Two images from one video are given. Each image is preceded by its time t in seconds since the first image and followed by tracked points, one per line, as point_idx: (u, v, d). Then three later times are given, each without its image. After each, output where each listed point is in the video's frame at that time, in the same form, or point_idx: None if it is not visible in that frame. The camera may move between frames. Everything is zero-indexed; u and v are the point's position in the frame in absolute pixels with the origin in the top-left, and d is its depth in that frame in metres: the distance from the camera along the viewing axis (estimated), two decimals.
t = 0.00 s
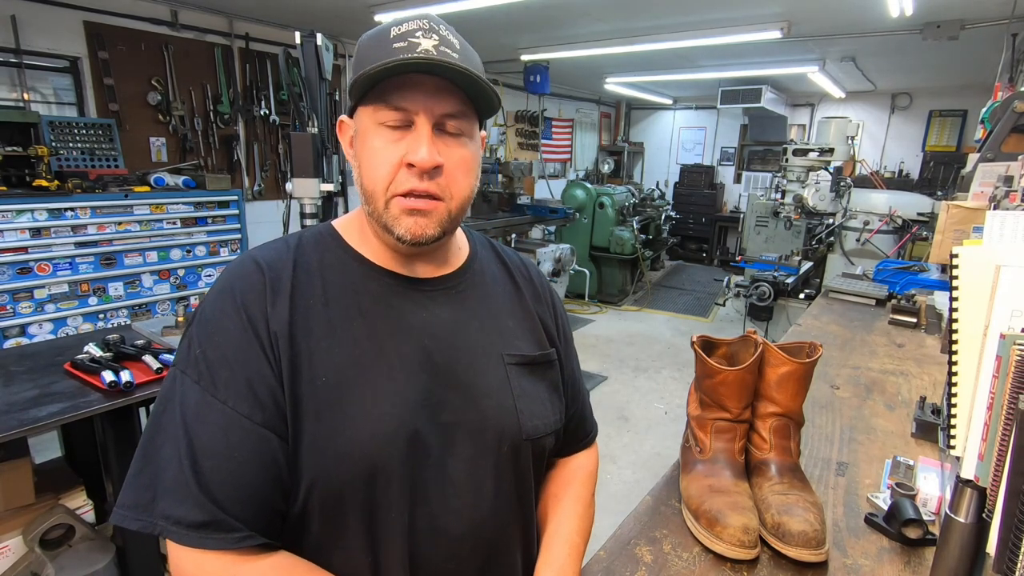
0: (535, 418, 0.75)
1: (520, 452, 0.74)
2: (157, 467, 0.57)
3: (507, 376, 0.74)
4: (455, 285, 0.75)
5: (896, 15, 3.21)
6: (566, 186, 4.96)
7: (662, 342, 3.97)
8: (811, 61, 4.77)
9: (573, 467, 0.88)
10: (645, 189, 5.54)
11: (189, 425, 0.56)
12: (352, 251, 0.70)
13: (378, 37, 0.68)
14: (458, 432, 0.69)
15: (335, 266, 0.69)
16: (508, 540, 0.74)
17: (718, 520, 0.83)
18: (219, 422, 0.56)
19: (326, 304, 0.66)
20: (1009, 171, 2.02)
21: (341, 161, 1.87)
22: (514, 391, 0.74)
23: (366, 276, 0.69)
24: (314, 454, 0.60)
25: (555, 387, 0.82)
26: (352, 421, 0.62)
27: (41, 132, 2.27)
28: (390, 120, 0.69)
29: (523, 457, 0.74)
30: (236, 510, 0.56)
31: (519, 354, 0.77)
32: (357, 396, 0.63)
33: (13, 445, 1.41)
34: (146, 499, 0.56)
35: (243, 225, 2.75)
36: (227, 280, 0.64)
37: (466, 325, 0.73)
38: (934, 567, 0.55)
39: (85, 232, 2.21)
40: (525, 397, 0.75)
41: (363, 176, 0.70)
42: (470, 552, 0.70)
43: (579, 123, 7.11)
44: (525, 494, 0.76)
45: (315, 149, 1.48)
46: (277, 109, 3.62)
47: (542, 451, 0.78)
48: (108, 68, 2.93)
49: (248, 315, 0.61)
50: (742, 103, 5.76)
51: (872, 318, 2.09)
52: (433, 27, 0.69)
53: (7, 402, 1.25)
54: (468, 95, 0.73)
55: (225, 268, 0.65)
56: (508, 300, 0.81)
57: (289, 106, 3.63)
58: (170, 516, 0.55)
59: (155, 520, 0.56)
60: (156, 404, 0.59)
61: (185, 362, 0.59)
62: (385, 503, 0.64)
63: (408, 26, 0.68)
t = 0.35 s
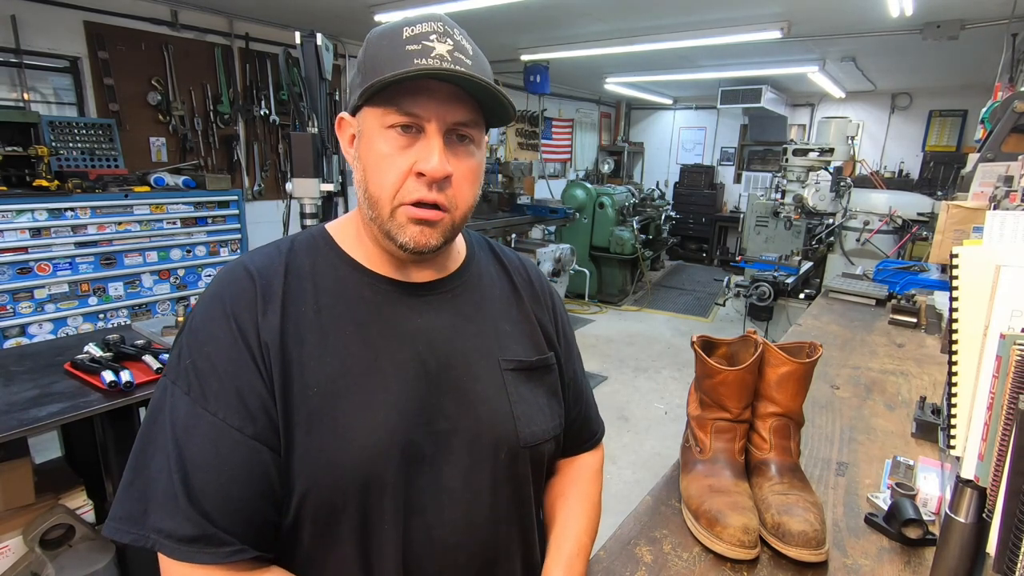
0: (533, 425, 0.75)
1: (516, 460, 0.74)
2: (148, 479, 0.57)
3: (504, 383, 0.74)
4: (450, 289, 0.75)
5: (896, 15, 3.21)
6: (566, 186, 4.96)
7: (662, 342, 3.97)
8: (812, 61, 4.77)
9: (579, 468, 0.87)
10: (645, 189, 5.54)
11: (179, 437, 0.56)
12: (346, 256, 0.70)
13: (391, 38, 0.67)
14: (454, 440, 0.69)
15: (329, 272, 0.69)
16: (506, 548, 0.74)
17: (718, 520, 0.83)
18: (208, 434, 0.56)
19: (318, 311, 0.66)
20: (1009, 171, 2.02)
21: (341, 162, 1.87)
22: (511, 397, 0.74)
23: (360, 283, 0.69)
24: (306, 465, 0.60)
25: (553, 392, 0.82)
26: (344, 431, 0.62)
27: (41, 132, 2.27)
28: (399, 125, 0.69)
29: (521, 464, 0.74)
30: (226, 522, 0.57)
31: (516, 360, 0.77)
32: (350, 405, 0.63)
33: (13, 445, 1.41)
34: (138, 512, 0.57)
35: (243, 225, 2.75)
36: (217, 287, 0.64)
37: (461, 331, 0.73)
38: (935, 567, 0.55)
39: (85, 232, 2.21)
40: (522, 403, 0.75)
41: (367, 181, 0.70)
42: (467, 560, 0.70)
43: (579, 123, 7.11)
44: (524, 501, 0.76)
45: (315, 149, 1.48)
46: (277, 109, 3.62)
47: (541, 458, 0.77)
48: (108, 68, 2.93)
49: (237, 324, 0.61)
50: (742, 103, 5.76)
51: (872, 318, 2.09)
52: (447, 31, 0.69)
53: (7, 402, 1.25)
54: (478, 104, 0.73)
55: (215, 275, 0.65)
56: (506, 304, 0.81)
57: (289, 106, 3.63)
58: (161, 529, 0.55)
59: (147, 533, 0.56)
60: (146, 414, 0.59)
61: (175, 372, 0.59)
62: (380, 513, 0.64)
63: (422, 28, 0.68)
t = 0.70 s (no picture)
0: (533, 426, 0.75)
1: (518, 462, 0.74)
2: (148, 483, 0.57)
3: (504, 384, 0.74)
4: (450, 291, 0.75)
5: (896, 15, 3.21)
6: (566, 186, 4.96)
7: (662, 342, 3.98)
8: (812, 61, 4.77)
9: (576, 466, 0.88)
10: (645, 189, 5.54)
11: (179, 442, 0.56)
12: (346, 257, 0.70)
13: (400, 42, 0.67)
14: (455, 443, 0.69)
15: (330, 275, 0.69)
16: (507, 551, 0.74)
17: (719, 520, 0.83)
18: (209, 440, 0.56)
19: (319, 314, 0.66)
20: (1009, 171, 2.02)
21: (342, 161, 1.87)
22: (512, 398, 0.74)
23: (359, 285, 0.69)
24: (307, 469, 0.60)
25: (553, 393, 0.82)
26: (345, 434, 0.62)
27: (41, 132, 2.27)
28: (404, 130, 0.69)
29: (522, 466, 0.74)
30: (226, 527, 0.57)
31: (516, 362, 0.77)
32: (351, 408, 0.63)
33: (13, 444, 1.41)
34: (136, 517, 0.56)
35: (243, 225, 2.75)
36: (217, 291, 0.64)
37: (462, 332, 0.73)
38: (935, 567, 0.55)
39: (85, 232, 2.21)
40: (522, 405, 0.75)
41: (369, 184, 0.70)
42: (468, 563, 0.70)
43: (579, 123, 7.11)
44: (525, 502, 0.76)
45: (315, 149, 1.48)
46: (277, 110, 3.62)
47: (541, 458, 0.77)
48: (108, 68, 2.93)
49: (238, 327, 0.61)
50: (742, 103, 5.76)
51: (872, 318, 2.09)
52: (457, 37, 0.69)
53: (7, 402, 1.25)
54: (484, 111, 0.73)
55: (214, 278, 0.65)
56: (506, 306, 0.81)
57: (289, 106, 3.63)
58: (159, 535, 0.55)
59: (145, 538, 0.55)
60: (145, 418, 0.59)
61: (175, 376, 0.59)
62: (381, 517, 0.64)
63: (432, 33, 0.68)
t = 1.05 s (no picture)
0: (532, 423, 0.75)
1: (517, 459, 0.74)
2: (149, 478, 0.57)
3: (502, 381, 0.74)
4: (448, 289, 0.75)
5: (896, 15, 3.21)
6: (566, 186, 4.96)
7: (662, 342, 3.98)
8: (812, 61, 4.77)
9: (572, 465, 0.88)
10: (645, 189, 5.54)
11: (179, 438, 0.56)
12: (346, 256, 0.70)
13: (400, 41, 0.67)
14: (453, 439, 0.69)
15: (328, 272, 0.69)
16: (506, 548, 0.74)
17: (718, 520, 0.83)
18: (209, 435, 0.56)
19: (318, 312, 0.66)
20: (1010, 171, 2.02)
21: (342, 161, 1.87)
22: (510, 395, 0.74)
23: (357, 282, 0.69)
24: (306, 465, 0.60)
25: (551, 390, 0.82)
26: (344, 430, 0.62)
27: (41, 132, 2.27)
28: (404, 127, 0.69)
29: (521, 462, 0.74)
30: (227, 522, 0.57)
31: (514, 359, 0.77)
32: (350, 405, 0.63)
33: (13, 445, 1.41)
34: (137, 512, 0.57)
35: (243, 225, 2.75)
36: (217, 289, 0.64)
37: (459, 330, 0.73)
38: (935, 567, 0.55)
39: (85, 232, 2.21)
40: (521, 402, 0.75)
41: (369, 182, 0.70)
42: (467, 559, 0.70)
43: (579, 123, 7.11)
44: (523, 499, 0.76)
45: (315, 149, 1.48)
46: (278, 110, 3.61)
47: (539, 455, 0.77)
48: (108, 68, 2.93)
49: (237, 324, 0.61)
50: (742, 103, 5.75)
51: (872, 318, 2.09)
52: (456, 36, 0.69)
53: (7, 402, 1.25)
54: (483, 109, 0.73)
55: (214, 276, 0.65)
56: (504, 305, 0.81)
57: (289, 106, 3.63)
58: (161, 529, 0.55)
59: (147, 533, 0.56)
60: (145, 415, 0.60)
61: (175, 373, 0.59)
62: (380, 513, 0.64)
63: (431, 33, 0.68)
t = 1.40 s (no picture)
0: (531, 419, 0.76)
1: (516, 456, 0.74)
2: (146, 473, 0.57)
3: (502, 378, 0.74)
4: (448, 287, 0.75)
5: (896, 15, 3.21)
6: (566, 186, 4.96)
7: (662, 342, 3.98)
8: (812, 61, 4.76)
9: (569, 458, 0.88)
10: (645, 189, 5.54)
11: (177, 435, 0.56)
12: (349, 256, 0.70)
13: (405, 44, 0.67)
14: (455, 435, 0.69)
15: (330, 270, 0.69)
16: (506, 544, 0.74)
17: (718, 520, 0.83)
18: (208, 432, 0.56)
19: (320, 309, 0.66)
20: (1010, 171, 2.02)
21: (341, 161, 1.87)
22: (510, 392, 0.74)
23: (356, 279, 0.69)
24: (307, 461, 0.60)
25: (549, 388, 0.82)
26: (347, 427, 0.62)
27: (41, 132, 2.27)
28: (413, 131, 0.68)
29: (520, 459, 0.74)
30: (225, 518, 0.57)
31: (513, 356, 0.77)
32: (351, 403, 0.63)
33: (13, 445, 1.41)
34: (134, 507, 0.57)
35: (243, 225, 2.75)
36: (218, 287, 0.64)
37: (459, 327, 0.73)
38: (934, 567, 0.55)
39: (85, 232, 2.21)
40: (521, 399, 0.75)
41: (377, 184, 0.69)
42: (467, 554, 0.70)
43: (579, 123, 7.11)
44: (523, 494, 0.76)
45: (315, 149, 1.48)
46: (278, 109, 3.61)
47: (538, 451, 0.78)
48: (108, 68, 2.93)
49: (238, 322, 0.61)
50: (742, 103, 5.75)
51: (872, 318, 2.09)
52: (458, 39, 0.70)
53: (7, 402, 1.25)
54: (486, 110, 0.74)
55: (217, 274, 0.65)
56: (503, 303, 0.81)
57: (289, 106, 3.63)
58: (160, 524, 0.55)
59: (143, 527, 0.56)
60: (144, 411, 0.60)
61: (174, 370, 0.59)
62: (382, 508, 0.64)
63: (434, 36, 0.68)
